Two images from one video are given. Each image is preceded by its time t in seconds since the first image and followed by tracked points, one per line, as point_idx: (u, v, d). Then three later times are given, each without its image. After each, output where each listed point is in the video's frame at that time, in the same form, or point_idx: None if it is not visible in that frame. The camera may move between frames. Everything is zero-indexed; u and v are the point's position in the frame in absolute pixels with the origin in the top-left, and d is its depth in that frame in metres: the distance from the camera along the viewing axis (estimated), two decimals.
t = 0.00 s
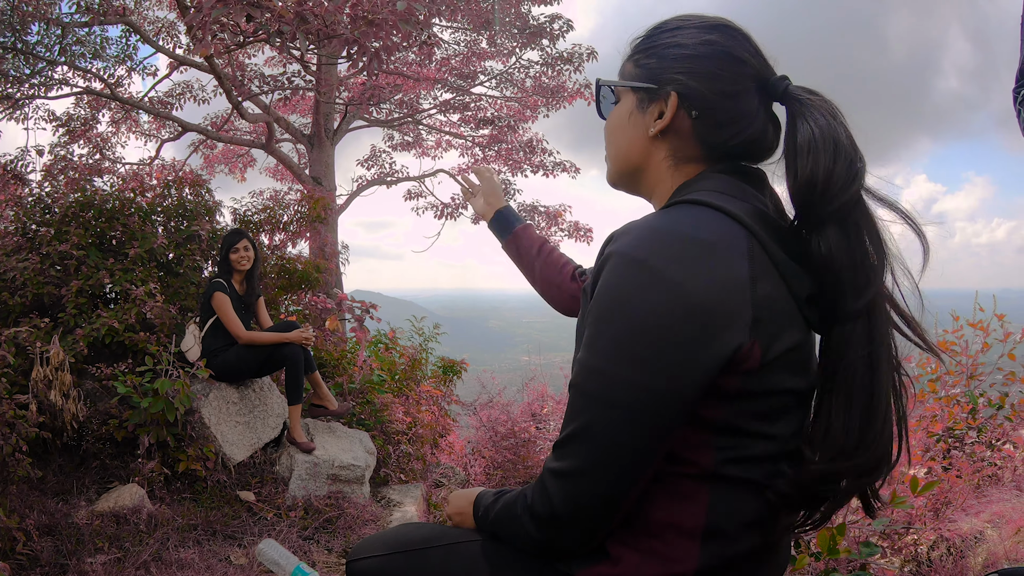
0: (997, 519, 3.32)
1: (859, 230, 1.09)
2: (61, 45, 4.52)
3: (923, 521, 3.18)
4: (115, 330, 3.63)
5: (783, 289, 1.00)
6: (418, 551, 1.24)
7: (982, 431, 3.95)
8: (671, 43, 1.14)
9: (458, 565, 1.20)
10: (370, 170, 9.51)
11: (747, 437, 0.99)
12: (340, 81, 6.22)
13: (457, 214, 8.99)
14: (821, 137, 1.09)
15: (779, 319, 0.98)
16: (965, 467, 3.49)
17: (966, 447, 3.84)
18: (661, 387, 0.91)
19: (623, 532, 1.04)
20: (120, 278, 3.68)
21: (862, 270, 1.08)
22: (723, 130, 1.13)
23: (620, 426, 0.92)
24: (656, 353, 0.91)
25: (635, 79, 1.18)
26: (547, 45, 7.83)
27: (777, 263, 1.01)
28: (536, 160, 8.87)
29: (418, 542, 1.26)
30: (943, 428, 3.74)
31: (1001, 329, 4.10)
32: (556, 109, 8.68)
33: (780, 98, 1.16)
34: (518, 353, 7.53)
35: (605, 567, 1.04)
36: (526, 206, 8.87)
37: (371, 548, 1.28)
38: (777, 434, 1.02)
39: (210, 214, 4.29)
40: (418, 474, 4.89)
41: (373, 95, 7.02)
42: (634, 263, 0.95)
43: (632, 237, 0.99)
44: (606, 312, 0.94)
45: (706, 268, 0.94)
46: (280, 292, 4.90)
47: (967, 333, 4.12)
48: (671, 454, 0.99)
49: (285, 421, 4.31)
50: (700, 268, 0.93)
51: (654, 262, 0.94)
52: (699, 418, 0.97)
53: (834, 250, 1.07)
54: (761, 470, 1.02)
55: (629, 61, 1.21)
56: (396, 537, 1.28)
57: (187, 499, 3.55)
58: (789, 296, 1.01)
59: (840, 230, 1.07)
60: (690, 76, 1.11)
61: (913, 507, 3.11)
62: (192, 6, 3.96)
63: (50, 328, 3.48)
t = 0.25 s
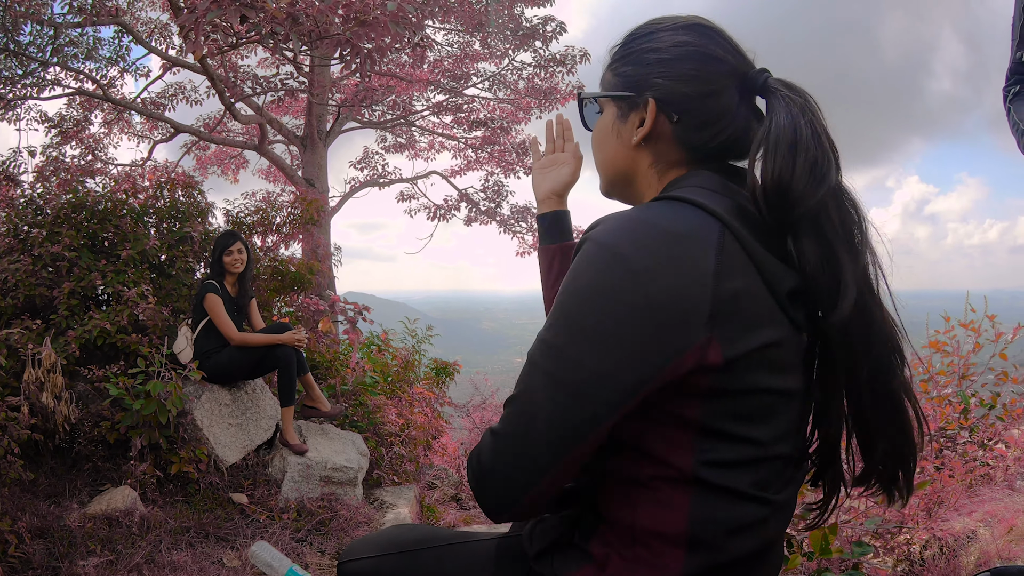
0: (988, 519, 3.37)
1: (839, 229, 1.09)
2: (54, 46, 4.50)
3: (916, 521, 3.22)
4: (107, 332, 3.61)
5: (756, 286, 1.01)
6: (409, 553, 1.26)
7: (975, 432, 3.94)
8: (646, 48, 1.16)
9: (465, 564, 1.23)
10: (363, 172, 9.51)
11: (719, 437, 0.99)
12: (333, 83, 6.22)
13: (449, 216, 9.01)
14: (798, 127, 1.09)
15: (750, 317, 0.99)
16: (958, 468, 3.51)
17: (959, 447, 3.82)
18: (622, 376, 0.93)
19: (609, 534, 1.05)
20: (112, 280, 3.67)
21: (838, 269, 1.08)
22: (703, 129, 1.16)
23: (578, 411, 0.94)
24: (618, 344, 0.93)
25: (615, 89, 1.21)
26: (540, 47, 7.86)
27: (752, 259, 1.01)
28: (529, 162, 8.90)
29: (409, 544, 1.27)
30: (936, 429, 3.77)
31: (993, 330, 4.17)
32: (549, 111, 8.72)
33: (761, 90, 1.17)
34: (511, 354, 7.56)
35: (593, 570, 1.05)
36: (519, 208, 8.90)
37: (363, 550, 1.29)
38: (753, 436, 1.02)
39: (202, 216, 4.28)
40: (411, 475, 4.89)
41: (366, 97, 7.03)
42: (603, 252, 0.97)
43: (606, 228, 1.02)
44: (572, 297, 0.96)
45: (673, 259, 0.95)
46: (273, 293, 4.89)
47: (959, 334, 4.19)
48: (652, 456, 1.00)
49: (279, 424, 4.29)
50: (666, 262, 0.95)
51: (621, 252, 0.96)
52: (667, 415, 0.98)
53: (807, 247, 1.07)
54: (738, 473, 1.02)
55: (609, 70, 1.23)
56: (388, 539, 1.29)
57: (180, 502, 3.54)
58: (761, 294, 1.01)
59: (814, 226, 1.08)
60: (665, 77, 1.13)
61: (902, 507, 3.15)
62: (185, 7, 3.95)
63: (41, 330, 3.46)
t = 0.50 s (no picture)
0: (984, 516, 3.39)
1: (839, 233, 1.07)
2: (48, 47, 4.49)
3: (911, 519, 3.26)
4: (102, 333, 3.60)
5: (749, 290, 1.01)
6: (405, 550, 1.26)
7: (969, 429, 3.95)
8: (652, 43, 1.19)
9: (463, 563, 1.24)
10: (358, 173, 9.51)
11: (709, 442, 1.01)
12: (327, 84, 6.22)
13: (444, 217, 9.02)
14: (795, 121, 1.11)
15: (741, 323, 1.00)
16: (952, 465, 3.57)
17: (953, 445, 3.83)
18: (605, 372, 0.97)
19: (609, 530, 1.06)
20: (108, 281, 3.67)
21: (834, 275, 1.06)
22: (707, 124, 1.17)
23: (565, 402, 0.99)
24: (604, 341, 0.97)
25: (620, 82, 1.23)
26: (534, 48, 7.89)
27: (745, 262, 1.01)
28: (524, 163, 8.91)
29: (405, 542, 1.28)
30: (931, 426, 3.80)
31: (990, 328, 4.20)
32: (543, 112, 8.73)
33: (766, 83, 1.18)
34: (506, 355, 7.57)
35: (592, 566, 1.06)
36: (513, 209, 8.92)
37: (359, 548, 1.30)
38: (745, 442, 1.03)
39: (197, 217, 4.27)
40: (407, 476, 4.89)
41: (361, 98, 7.04)
42: (597, 248, 1.00)
43: (604, 223, 1.05)
44: (564, 290, 1.00)
45: (659, 259, 0.97)
46: (268, 295, 4.88)
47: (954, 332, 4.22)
48: (649, 455, 1.01)
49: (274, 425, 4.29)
50: (653, 262, 0.97)
51: (612, 249, 0.99)
52: (659, 413, 1.00)
53: (800, 249, 1.07)
54: (730, 477, 1.03)
55: (615, 66, 1.26)
56: (385, 537, 1.30)
57: (175, 503, 3.53)
58: (752, 299, 1.01)
59: (809, 228, 1.08)
60: (670, 73, 1.16)
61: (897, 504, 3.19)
62: (179, 7, 3.95)
63: (36, 331, 3.46)
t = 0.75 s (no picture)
0: (988, 513, 3.36)
1: (859, 231, 1.08)
2: (49, 48, 4.49)
3: (914, 516, 3.26)
4: (105, 334, 3.60)
5: (773, 289, 1.01)
6: (414, 549, 1.26)
7: (971, 428, 3.98)
8: (666, 45, 1.18)
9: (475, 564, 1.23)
10: (359, 174, 9.51)
11: (731, 439, 1.00)
12: (329, 85, 6.22)
13: (446, 217, 9.02)
14: (810, 118, 1.10)
15: (765, 321, 1.00)
16: (955, 463, 3.56)
17: (955, 443, 3.85)
18: (631, 370, 0.97)
19: (624, 529, 1.05)
20: (110, 282, 3.67)
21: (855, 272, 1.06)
22: (725, 122, 1.17)
23: (589, 401, 0.99)
24: (629, 340, 0.96)
25: (636, 85, 1.22)
26: (535, 48, 7.88)
27: (770, 261, 1.01)
28: (525, 163, 8.91)
29: (413, 541, 1.27)
30: (932, 424, 3.80)
31: (993, 326, 4.19)
32: (544, 112, 8.72)
33: (781, 79, 1.17)
34: (508, 355, 7.56)
35: (606, 565, 1.05)
36: (515, 209, 8.91)
37: (366, 549, 1.29)
38: (766, 440, 1.03)
39: (199, 218, 4.27)
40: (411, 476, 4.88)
41: (362, 99, 7.03)
42: (622, 246, 0.99)
43: (627, 221, 1.04)
44: (589, 288, 0.99)
45: (686, 259, 0.97)
46: (271, 296, 4.88)
47: (956, 331, 4.24)
48: (668, 453, 1.01)
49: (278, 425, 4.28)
50: (680, 262, 0.96)
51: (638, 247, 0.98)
52: (681, 411, 1.00)
53: (821, 247, 1.07)
54: (750, 475, 1.03)
55: (628, 69, 1.25)
56: (392, 537, 1.29)
57: (179, 504, 3.53)
58: (776, 297, 1.01)
59: (830, 225, 1.08)
60: (687, 73, 1.15)
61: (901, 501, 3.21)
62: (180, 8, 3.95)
63: (39, 333, 3.46)
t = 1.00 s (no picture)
0: (992, 515, 3.35)
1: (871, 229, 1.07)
2: (54, 48, 4.50)
3: (919, 517, 3.22)
4: (110, 332, 3.61)
5: (789, 286, 1.01)
6: (420, 549, 1.25)
7: (976, 429, 3.96)
8: (672, 46, 1.17)
9: (480, 563, 1.22)
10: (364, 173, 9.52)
11: (746, 437, 1.00)
12: (333, 84, 6.21)
13: (450, 217, 9.02)
14: (821, 113, 1.08)
15: (781, 319, 1.00)
16: (959, 464, 3.52)
17: (960, 444, 3.83)
18: (649, 368, 0.96)
19: (632, 529, 1.04)
20: (115, 281, 3.67)
21: (869, 271, 1.06)
22: (737, 120, 1.15)
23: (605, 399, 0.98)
24: (647, 337, 0.95)
25: (645, 88, 1.21)
26: (540, 48, 7.86)
27: (786, 259, 1.01)
28: (530, 163, 8.89)
29: (420, 541, 1.26)
30: (938, 425, 3.74)
31: (996, 328, 4.17)
32: (549, 112, 8.70)
33: (789, 74, 1.16)
34: (512, 356, 7.54)
35: (613, 565, 1.04)
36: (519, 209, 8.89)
37: (373, 548, 1.29)
38: (779, 439, 1.02)
39: (204, 217, 4.27)
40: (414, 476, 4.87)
41: (367, 98, 7.02)
42: (641, 244, 0.99)
43: (645, 217, 1.04)
44: (605, 287, 0.99)
45: (703, 256, 0.96)
46: (275, 295, 4.88)
47: (961, 332, 4.21)
48: (679, 451, 1.00)
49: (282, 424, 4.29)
50: (697, 259, 0.96)
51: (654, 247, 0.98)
52: (694, 409, 0.99)
53: (836, 247, 1.07)
54: (763, 474, 1.02)
55: (635, 72, 1.24)
56: (399, 537, 1.28)
57: (183, 503, 3.53)
58: (792, 296, 1.01)
59: (844, 225, 1.07)
60: (694, 72, 1.14)
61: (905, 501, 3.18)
62: (185, 8, 3.95)
63: (44, 331, 3.47)
